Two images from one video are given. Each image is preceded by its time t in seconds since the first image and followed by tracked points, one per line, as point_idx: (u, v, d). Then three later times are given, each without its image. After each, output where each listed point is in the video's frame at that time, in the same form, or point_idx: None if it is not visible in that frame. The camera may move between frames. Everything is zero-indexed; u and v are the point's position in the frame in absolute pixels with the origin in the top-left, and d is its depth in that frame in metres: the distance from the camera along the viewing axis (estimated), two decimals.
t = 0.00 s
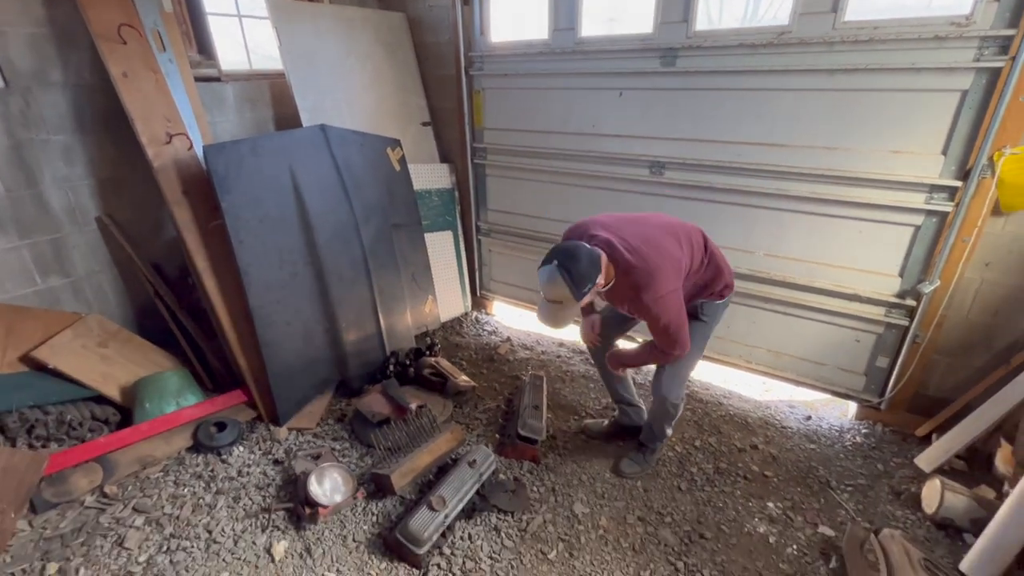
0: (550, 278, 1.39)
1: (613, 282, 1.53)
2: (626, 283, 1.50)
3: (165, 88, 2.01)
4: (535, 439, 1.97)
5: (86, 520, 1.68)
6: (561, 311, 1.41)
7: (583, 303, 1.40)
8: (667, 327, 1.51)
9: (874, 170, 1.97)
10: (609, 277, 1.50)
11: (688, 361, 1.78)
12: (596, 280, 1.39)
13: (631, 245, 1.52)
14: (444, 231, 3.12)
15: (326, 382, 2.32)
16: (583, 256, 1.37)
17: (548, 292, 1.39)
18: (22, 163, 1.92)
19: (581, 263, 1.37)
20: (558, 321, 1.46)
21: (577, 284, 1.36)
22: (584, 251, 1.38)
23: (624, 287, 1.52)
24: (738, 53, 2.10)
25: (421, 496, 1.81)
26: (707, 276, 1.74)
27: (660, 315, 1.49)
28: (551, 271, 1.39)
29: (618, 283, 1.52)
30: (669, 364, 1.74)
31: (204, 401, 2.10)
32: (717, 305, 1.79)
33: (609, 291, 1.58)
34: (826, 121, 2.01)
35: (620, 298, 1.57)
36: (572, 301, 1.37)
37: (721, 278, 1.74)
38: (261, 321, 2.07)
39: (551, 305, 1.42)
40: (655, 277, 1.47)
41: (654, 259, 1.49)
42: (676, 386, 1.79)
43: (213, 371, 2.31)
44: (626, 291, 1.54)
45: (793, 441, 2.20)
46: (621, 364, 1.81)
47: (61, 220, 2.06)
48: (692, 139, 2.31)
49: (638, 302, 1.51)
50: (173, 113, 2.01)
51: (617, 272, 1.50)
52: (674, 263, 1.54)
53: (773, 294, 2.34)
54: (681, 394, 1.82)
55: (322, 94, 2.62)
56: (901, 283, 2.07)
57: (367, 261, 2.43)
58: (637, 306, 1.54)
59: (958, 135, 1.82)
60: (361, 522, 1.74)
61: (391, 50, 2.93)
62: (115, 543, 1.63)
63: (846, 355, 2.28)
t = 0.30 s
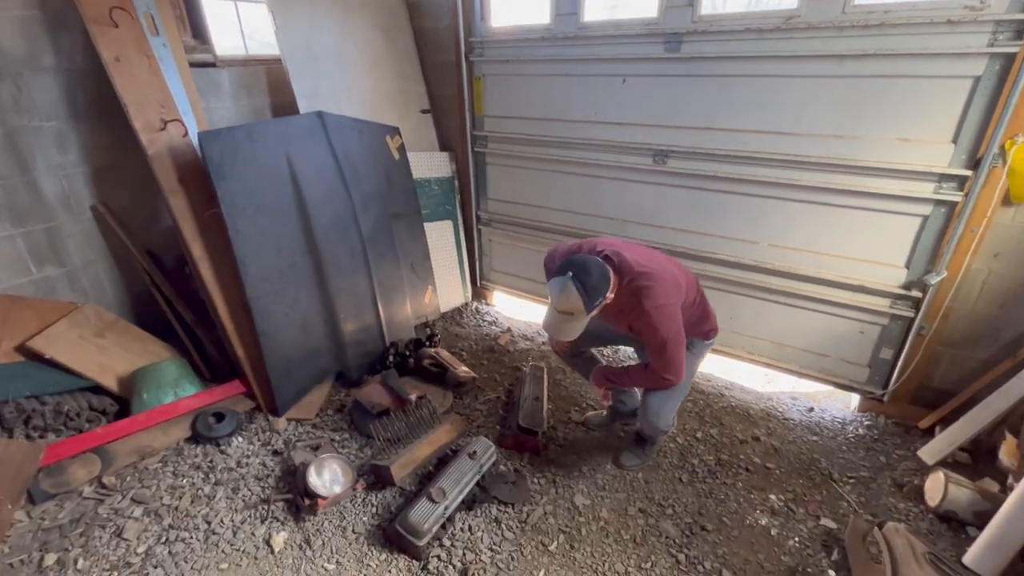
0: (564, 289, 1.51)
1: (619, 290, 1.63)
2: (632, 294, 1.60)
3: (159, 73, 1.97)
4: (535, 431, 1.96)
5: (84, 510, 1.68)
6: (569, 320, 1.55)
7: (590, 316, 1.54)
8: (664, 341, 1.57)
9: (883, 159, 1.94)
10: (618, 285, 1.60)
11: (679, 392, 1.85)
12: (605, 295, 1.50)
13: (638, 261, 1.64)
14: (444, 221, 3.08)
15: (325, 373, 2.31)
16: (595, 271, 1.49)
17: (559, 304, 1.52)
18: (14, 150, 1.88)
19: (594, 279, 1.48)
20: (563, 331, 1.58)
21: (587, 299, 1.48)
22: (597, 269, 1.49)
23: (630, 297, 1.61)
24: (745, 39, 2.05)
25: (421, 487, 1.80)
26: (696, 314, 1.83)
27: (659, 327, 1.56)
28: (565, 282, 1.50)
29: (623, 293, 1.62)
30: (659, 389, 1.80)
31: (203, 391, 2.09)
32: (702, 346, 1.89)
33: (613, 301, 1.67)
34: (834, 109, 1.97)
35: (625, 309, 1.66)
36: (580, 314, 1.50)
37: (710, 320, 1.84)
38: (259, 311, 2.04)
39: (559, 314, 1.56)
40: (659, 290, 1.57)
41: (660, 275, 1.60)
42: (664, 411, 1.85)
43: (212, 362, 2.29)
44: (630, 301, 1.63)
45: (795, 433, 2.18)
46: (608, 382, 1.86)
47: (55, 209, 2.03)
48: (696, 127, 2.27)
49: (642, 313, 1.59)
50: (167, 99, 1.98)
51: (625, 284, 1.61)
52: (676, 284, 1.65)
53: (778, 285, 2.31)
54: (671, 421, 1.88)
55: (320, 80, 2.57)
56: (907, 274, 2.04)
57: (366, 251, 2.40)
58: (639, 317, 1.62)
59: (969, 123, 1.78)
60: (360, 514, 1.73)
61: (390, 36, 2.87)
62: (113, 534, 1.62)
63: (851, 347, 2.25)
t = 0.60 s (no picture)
0: (581, 281, 1.52)
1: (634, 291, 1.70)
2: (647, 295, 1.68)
3: (158, 58, 1.93)
4: (540, 422, 1.94)
5: (88, 500, 1.67)
6: (582, 313, 1.55)
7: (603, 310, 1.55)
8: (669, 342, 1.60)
9: (898, 147, 1.89)
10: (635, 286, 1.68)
11: (660, 410, 1.83)
12: (621, 292, 1.53)
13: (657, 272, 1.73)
14: (448, 211, 3.05)
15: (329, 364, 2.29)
16: (613, 266, 1.52)
17: (575, 295, 1.52)
18: (13, 137, 1.85)
19: (613, 274, 1.51)
20: (575, 322, 1.58)
21: (603, 292, 1.50)
22: (616, 265, 1.52)
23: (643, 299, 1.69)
24: (757, 23, 2.00)
25: (425, 479, 1.79)
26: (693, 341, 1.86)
27: (665, 330, 1.60)
28: (584, 274, 1.52)
29: (637, 295, 1.69)
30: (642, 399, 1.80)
31: (206, 381, 2.07)
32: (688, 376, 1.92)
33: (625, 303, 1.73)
34: (849, 95, 1.92)
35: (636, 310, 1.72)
36: (594, 307, 1.51)
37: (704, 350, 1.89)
38: (262, 301, 2.02)
39: (573, 305, 1.56)
40: (673, 295, 1.65)
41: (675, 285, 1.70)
42: (640, 422, 1.83)
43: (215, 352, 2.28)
44: (643, 305, 1.69)
45: (802, 426, 2.16)
46: (596, 381, 1.86)
47: (56, 197, 2.01)
48: (705, 114, 2.23)
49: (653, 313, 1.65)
50: (167, 85, 1.94)
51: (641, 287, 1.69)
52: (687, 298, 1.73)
53: (787, 276, 2.28)
54: (647, 435, 1.87)
55: (322, 66, 2.52)
56: (920, 266, 2.01)
57: (369, 240, 2.38)
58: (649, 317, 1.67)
59: (989, 109, 1.73)
60: (365, 505, 1.72)
61: (393, 21, 2.82)
62: (118, 524, 1.62)
63: (860, 339, 2.22)
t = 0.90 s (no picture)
0: (574, 257, 1.52)
1: (633, 284, 1.68)
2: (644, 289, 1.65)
3: (155, 47, 1.90)
4: (541, 418, 1.92)
5: (88, 494, 1.67)
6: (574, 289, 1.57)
7: (594, 289, 1.56)
8: (659, 337, 1.57)
9: (908, 139, 1.85)
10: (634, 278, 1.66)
11: (644, 412, 1.78)
12: (614, 273, 1.52)
13: (661, 268, 1.70)
14: (450, 203, 3.02)
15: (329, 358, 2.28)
16: (611, 247, 1.50)
17: (567, 270, 1.54)
18: (10, 128, 1.83)
19: (608, 256, 1.50)
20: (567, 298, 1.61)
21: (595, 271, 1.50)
22: (613, 245, 1.51)
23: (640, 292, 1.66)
24: (766, 12, 1.95)
25: (425, 474, 1.78)
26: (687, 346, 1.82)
27: (658, 325, 1.57)
28: (578, 251, 1.52)
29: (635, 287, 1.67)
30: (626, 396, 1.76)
31: (206, 374, 2.07)
32: (682, 382, 1.86)
33: (623, 295, 1.71)
34: (859, 87, 1.87)
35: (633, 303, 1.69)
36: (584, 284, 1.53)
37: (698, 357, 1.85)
38: (261, 294, 2.01)
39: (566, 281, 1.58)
40: (671, 291, 1.62)
41: (676, 283, 1.67)
42: (619, 419, 1.78)
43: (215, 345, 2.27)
44: (640, 297, 1.67)
45: (806, 422, 2.14)
46: (585, 376, 1.84)
47: (53, 188, 1.99)
48: (711, 106, 2.19)
49: (648, 307, 1.62)
50: (165, 75, 1.91)
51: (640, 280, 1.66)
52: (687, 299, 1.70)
53: (792, 271, 2.25)
54: (627, 434, 1.82)
55: (322, 56, 2.49)
56: (929, 261, 1.97)
57: (370, 233, 2.35)
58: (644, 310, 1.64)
59: (1003, 101, 1.69)
60: (364, 500, 1.71)
61: (395, 10, 2.77)
62: (117, 517, 1.62)
63: (866, 335, 2.19)
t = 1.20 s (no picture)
0: (561, 240, 1.51)
1: (623, 285, 1.65)
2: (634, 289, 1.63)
3: (149, 42, 1.88)
4: (537, 417, 1.90)
5: (82, 491, 1.67)
6: (562, 275, 1.54)
7: (581, 276, 1.53)
8: (647, 339, 1.54)
9: (915, 136, 1.81)
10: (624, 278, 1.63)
11: (632, 416, 1.75)
12: (601, 259, 1.51)
13: (651, 269, 1.67)
14: (450, 199, 3.00)
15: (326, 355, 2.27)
16: (601, 235, 1.50)
17: (555, 253, 1.53)
18: (5, 123, 1.83)
19: (595, 239, 1.49)
20: (554, 284, 1.57)
21: (581, 254, 1.48)
22: (600, 229, 1.51)
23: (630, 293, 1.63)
24: (769, 5, 1.91)
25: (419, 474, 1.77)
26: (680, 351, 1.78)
27: (645, 328, 1.54)
28: (566, 234, 1.52)
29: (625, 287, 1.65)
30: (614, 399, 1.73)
31: (203, 371, 2.06)
32: (676, 388, 1.83)
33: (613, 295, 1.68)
34: (865, 82, 1.83)
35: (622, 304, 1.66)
36: (571, 268, 1.50)
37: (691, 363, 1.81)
38: (256, 291, 2.00)
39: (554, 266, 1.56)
40: (660, 292, 1.59)
41: (667, 284, 1.64)
42: (604, 422, 1.75)
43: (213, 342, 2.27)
44: (628, 299, 1.64)
45: (807, 424, 2.11)
46: (576, 376, 1.82)
47: (49, 184, 1.99)
48: (713, 101, 2.15)
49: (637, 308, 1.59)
50: (160, 70, 1.90)
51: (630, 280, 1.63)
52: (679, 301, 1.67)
53: (795, 270, 2.21)
54: (611, 438, 1.79)
55: (320, 51, 2.47)
56: (935, 261, 1.93)
57: (367, 230, 2.33)
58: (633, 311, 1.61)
59: (1013, 97, 1.64)
60: (357, 499, 1.70)
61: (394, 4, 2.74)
62: (110, 514, 1.62)
63: (870, 335, 2.16)
